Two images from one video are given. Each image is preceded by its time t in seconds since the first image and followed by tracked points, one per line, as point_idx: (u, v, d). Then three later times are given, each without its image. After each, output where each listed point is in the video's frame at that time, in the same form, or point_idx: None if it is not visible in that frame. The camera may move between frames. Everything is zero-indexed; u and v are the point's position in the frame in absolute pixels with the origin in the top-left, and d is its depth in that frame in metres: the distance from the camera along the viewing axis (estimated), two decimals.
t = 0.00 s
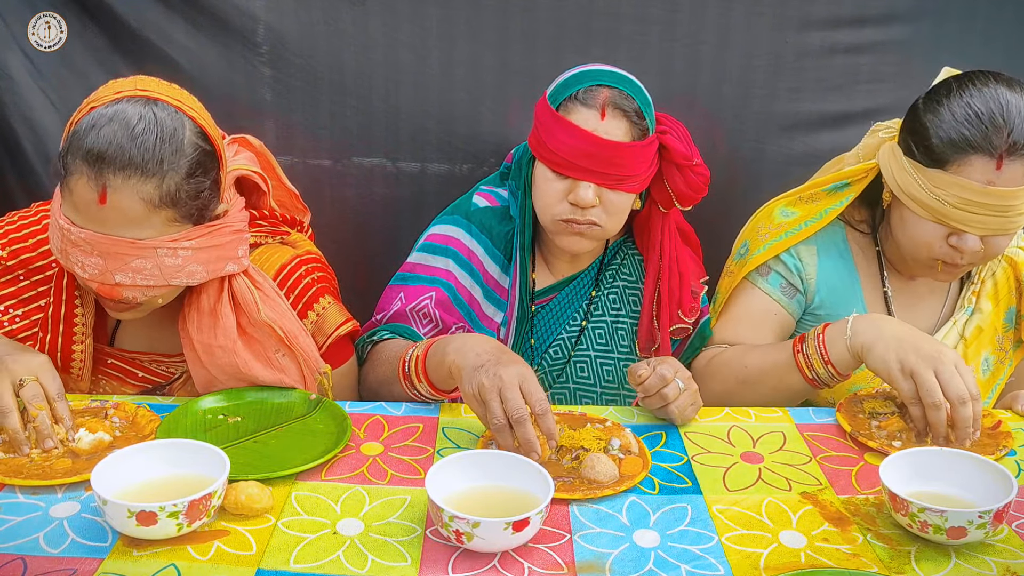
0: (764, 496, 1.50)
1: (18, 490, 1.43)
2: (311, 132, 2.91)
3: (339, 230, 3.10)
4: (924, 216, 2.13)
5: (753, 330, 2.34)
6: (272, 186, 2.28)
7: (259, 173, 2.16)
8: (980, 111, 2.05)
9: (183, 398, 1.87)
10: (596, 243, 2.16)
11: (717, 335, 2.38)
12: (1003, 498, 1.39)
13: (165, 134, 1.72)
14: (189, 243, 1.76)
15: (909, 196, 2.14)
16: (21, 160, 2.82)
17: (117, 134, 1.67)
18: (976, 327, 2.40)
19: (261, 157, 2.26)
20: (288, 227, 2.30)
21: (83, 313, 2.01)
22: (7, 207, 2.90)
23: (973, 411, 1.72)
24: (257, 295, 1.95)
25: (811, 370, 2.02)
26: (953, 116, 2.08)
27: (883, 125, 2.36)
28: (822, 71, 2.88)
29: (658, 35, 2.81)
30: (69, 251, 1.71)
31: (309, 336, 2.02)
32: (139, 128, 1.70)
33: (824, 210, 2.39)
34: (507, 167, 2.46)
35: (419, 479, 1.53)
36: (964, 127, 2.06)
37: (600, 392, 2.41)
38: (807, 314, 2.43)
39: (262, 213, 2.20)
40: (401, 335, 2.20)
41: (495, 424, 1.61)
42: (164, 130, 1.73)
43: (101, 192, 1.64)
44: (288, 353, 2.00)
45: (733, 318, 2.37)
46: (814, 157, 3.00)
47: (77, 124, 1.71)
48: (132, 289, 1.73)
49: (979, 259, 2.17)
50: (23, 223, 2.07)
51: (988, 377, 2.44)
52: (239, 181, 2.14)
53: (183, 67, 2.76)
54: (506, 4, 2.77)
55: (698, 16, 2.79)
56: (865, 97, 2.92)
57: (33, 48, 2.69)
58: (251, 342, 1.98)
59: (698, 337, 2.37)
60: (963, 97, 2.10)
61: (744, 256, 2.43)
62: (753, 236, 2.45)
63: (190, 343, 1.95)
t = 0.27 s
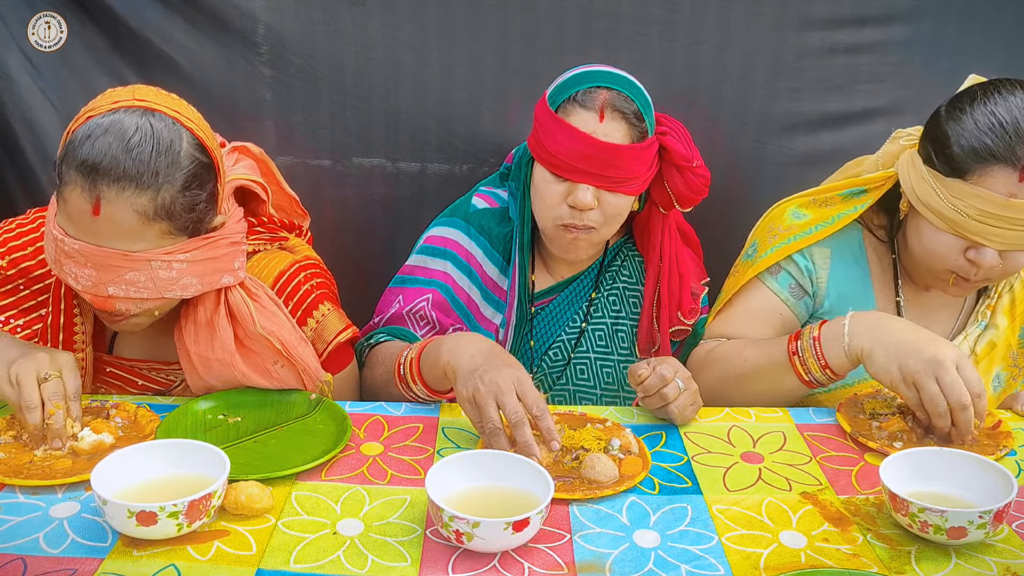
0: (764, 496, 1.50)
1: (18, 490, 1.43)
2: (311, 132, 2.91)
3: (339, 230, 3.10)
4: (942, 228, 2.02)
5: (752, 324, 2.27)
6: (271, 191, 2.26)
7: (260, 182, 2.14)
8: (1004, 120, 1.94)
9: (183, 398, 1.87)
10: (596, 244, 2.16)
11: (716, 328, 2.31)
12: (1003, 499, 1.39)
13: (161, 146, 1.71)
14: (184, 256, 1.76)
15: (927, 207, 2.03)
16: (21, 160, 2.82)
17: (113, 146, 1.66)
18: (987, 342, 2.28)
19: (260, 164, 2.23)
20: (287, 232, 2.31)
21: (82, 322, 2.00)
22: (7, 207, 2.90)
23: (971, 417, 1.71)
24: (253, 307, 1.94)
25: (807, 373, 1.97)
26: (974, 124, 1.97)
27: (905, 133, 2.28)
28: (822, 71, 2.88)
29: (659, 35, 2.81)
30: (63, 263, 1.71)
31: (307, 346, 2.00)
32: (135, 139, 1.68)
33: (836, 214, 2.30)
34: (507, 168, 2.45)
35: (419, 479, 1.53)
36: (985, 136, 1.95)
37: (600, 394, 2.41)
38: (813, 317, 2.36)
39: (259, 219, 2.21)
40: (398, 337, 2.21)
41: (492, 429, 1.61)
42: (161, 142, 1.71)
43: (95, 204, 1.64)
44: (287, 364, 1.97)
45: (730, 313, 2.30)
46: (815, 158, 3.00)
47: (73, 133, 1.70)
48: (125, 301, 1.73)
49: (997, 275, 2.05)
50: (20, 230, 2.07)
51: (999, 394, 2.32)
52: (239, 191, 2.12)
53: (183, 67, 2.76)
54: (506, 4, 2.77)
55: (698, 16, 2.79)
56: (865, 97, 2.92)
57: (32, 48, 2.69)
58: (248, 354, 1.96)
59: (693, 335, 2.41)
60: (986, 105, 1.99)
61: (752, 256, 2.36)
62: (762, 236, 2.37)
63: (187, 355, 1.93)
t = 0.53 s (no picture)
0: (764, 496, 1.50)
1: (18, 490, 1.42)
2: (311, 131, 2.91)
3: (339, 230, 3.10)
4: (946, 237, 1.99)
5: (739, 334, 2.31)
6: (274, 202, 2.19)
7: (267, 201, 2.07)
8: (1014, 128, 1.89)
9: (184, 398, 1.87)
10: (596, 244, 2.16)
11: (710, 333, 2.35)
12: (1003, 499, 1.39)
13: (169, 167, 1.61)
14: (184, 277, 1.67)
15: (932, 216, 2.01)
16: (21, 160, 2.82)
17: (120, 163, 1.56)
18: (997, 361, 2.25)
19: (266, 177, 2.15)
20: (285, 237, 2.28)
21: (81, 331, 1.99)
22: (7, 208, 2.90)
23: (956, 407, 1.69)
24: (249, 328, 1.81)
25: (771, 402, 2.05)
26: (984, 131, 1.93)
27: (921, 140, 2.21)
28: (822, 71, 2.88)
29: (659, 35, 2.81)
30: (61, 275, 1.64)
31: (308, 362, 1.82)
32: (143, 158, 1.58)
33: (839, 219, 2.27)
34: (507, 168, 2.45)
35: (419, 479, 1.53)
36: (995, 144, 1.91)
37: (601, 394, 2.42)
38: (814, 325, 2.34)
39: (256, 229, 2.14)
40: (398, 336, 2.22)
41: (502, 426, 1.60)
42: (170, 163, 1.61)
43: (97, 220, 1.55)
44: (286, 382, 1.79)
45: (725, 318, 2.33)
46: (814, 158, 3.00)
47: (81, 146, 1.61)
48: (120, 319, 1.66)
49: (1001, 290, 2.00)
50: (7, 243, 2.03)
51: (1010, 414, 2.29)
52: (245, 209, 2.06)
53: (183, 67, 2.76)
54: (506, 4, 2.77)
55: (698, 16, 2.79)
56: (865, 97, 2.92)
57: (32, 48, 2.69)
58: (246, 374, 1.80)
59: (694, 336, 2.39)
60: (996, 113, 1.95)
61: (753, 261, 2.36)
62: (765, 240, 2.37)
63: (184, 373, 1.81)
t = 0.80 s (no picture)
0: (764, 496, 1.50)
1: (18, 490, 1.42)
2: (311, 131, 2.91)
3: (339, 230, 3.10)
4: (934, 268, 1.94)
5: (727, 334, 2.28)
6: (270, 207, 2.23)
7: (262, 214, 2.09)
8: (1006, 159, 1.80)
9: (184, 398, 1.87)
10: (598, 246, 2.16)
11: (701, 335, 2.35)
12: (1003, 499, 1.39)
13: (166, 189, 1.58)
14: (179, 297, 1.64)
15: (923, 245, 1.95)
16: (21, 160, 2.82)
17: (116, 185, 1.54)
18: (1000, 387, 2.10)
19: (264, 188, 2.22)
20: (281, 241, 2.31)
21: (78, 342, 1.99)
22: (7, 208, 2.90)
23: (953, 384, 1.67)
24: (243, 343, 1.76)
25: (769, 400, 2.00)
26: (975, 161, 1.84)
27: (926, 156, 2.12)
28: (822, 71, 2.88)
29: (659, 35, 2.81)
30: (55, 293, 1.62)
31: (308, 372, 1.80)
32: (140, 180, 1.56)
33: (840, 236, 2.21)
34: (507, 169, 2.46)
35: (418, 479, 1.53)
36: (984, 175, 1.81)
37: (600, 397, 2.41)
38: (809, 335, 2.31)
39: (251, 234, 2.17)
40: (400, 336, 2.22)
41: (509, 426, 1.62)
42: (166, 184, 1.58)
43: (92, 242, 1.52)
44: (286, 392, 1.77)
45: (720, 319, 2.32)
46: (814, 157, 3.00)
47: (77, 164, 1.58)
48: (113, 337, 1.64)
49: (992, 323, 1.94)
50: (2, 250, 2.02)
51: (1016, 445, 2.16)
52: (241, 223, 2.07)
53: (183, 67, 2.76)
54: (506, 4, 2.77)
55: (699, 16, 2.79)
56: (865, 97, 2.91)
57: (32, 48, 2.69)
58: (243, 389, 1.75)
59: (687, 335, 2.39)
60: (992, 140, 1.85)
61: (750, 266, 2.33)
62: (764, 247, 2.33)
63: (179, 390, 1.75)
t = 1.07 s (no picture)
0: (764, 496, 1.50)
1: (18, 490, 1.42)
2: (311, 131, 2.91)
3: (339, 230, 3.10)
4: (935, 287, 1.94)
5: (725, 335, 2.27)
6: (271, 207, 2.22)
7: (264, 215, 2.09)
8: (1010, 182, 1.75)
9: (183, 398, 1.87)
10: (599, 245, 2.16)
11: (700, 337, 2.33)
12: (1003, 499, 1.39)
13: (175, 178, 1.59)
14: (178, 291, 1.63)
15: (925, 263, 1.94)
16: (21, 160, 2.82)
17: (126, 171, 1.55)
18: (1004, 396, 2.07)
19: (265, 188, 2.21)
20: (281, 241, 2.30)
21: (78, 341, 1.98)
22: (7, 208, 2.90)
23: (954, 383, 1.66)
24: (242, 343, 1.76)
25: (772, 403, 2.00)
26: (979, 183, 1.80)
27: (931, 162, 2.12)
28: (822, 71, 2.88)
29: (659, 35, 2.81)
30: (52, 283, 1.60)
31: (308, 369, 1.80)
32: (150, 168, 1.57)
33: (840, 240, 2.20)
34: (507, 168, 2.46)
35: (419, 479, 1.53)
36: (986, 198, 1.77)
37: (599, 397, 2.40)
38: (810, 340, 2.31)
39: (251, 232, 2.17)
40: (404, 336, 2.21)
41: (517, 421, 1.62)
42: (176, 175, 1.59)
43: (98, 227, 1.51)
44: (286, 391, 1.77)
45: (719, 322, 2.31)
46: (814, 158, 3.00)
47: (85, 152, 1.59)
48: (110, 330, 1.62)
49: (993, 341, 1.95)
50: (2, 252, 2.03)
51: None
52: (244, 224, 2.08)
53: (183, 67, 2.76)
54: (506, 4, 2.77)
55: (698, 16, 2.79)
56: (865, 97, 2.91)
57: (32, 48, 2.69)
58: (243, 387, 1.75)
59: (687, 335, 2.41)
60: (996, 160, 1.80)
61: (751, 271, 2.33)
62: (764, 251, 2.34)
63: (178, 390, 1.75)
